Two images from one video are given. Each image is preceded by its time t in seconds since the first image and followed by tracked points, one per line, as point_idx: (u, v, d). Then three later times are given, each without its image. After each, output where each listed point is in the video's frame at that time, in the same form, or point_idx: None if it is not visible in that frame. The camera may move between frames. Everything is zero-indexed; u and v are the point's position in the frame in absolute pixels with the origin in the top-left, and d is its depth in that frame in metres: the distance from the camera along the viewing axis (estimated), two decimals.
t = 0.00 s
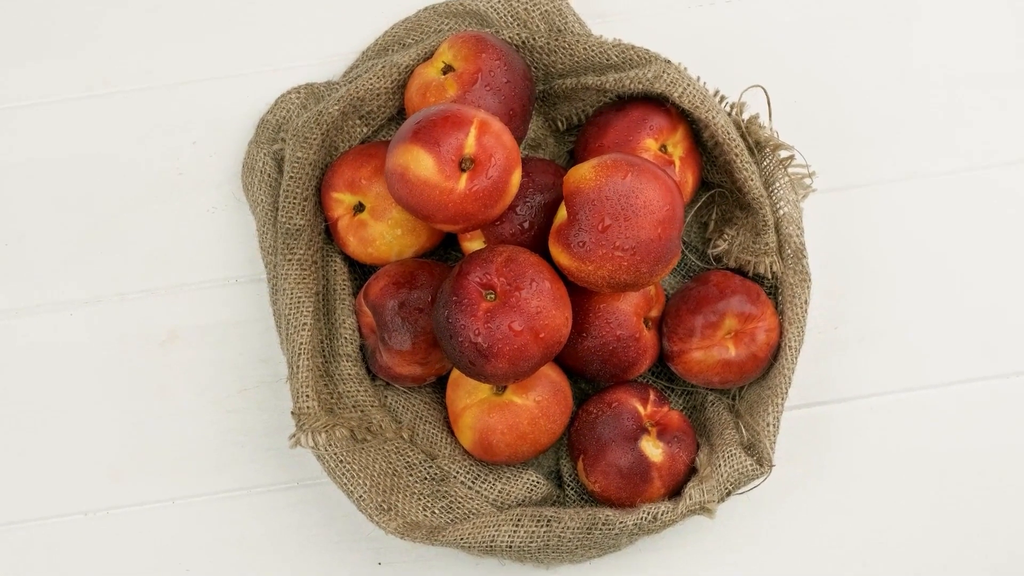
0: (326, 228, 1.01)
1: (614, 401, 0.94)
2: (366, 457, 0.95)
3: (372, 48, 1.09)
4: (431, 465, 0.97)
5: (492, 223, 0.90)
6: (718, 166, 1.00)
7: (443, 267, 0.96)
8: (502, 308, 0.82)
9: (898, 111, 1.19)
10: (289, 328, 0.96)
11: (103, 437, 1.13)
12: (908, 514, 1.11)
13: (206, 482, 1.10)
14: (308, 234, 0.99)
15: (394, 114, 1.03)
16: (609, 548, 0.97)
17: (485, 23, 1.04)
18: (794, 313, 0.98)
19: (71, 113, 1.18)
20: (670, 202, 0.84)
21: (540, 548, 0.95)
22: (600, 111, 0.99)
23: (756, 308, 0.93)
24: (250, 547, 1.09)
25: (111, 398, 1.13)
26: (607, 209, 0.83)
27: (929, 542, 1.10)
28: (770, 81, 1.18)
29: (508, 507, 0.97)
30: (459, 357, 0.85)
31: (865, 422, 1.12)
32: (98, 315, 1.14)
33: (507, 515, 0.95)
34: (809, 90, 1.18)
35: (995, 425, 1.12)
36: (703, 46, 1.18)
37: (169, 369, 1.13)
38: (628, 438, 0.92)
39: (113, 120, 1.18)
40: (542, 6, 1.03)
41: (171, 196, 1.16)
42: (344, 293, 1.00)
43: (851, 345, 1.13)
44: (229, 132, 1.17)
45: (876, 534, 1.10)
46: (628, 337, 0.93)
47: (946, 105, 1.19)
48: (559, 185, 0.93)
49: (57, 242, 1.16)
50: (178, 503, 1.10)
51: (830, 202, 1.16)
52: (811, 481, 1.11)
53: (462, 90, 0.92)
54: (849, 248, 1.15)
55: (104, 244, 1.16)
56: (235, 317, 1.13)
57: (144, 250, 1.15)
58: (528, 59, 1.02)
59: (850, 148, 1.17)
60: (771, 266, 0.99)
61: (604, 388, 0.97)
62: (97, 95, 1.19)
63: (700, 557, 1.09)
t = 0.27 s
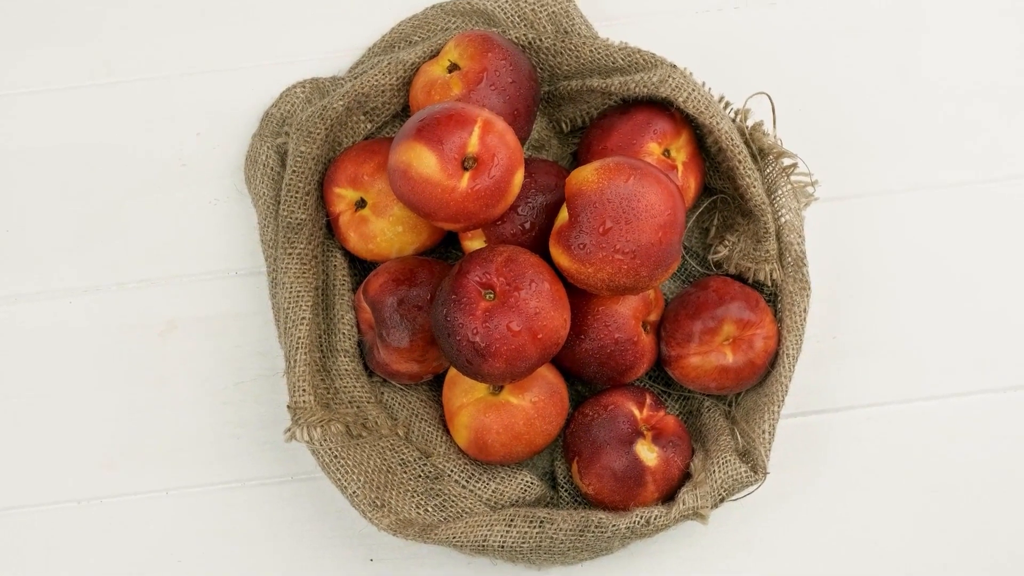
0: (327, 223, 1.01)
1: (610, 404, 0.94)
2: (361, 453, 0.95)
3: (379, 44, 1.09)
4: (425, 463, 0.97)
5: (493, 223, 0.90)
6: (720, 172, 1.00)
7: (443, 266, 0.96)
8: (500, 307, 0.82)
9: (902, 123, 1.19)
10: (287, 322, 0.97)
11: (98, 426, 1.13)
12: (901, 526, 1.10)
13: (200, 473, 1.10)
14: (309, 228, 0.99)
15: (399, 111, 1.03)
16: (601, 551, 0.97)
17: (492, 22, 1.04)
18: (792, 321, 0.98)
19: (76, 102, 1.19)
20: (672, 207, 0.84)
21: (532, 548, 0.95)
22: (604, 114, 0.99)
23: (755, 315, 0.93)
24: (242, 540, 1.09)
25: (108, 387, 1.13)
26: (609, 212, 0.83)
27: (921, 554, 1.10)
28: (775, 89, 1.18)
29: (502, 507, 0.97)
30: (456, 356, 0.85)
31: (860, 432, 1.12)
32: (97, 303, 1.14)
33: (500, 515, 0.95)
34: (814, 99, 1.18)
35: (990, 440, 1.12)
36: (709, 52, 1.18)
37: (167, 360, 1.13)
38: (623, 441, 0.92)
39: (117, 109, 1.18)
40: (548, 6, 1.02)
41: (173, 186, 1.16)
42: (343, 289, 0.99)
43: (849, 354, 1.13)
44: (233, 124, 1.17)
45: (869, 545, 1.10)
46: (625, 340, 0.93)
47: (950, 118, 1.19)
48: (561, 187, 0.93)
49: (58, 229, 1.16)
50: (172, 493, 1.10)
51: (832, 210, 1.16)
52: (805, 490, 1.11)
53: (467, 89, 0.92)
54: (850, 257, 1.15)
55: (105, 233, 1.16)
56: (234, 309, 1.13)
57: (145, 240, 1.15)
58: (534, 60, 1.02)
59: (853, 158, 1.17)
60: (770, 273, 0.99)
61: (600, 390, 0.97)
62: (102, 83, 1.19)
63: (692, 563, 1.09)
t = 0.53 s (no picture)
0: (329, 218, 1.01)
1: (606, 407, 0.94)
2: (355, 449, 0.95)
3: (385, 41, 1.09)
4: (420, 460, 0.97)
5: (494, 222, 0.90)
6: (723, 178, 1.00)
7: (443, 264, 0.96)
8: (499, 307, 0.82)
9: (906, 134, 1.19)
10: (286, 316, 0.97)
11: (94, 414, 1.13)
12: (895, 538, 1.10)
13: (195, 464, 1.10)
14: (311, 223, 0.98)
15: (403, 108, 1.03)
16: (593, 554, 0.97)
17: (499, 22, 1.04)
18: (791, 329, 0.98)
19: (81, 90, 1.19)
20: (674, 212, 0.84)
21: (524, 549, 0.95)
22: (609, 117, 0.99)
23: (753, 322, 0.93)
24: (235, 532, 1.09)
25: (105, 376, 1.13)
26: (610, 215, 0.83)
27: (914, 566, 1.10)
28: (780, 97, 1.18)
29: (495, 507, 0.97)
30: (453, 354, 0.85)
31: (856, 443, 1.12)
32: (97, 292, 1.14)
33: (493, 515, 0.95)
34: (819, 108, 1.18)
35: (985, 454, 1.12)
36: (715, 58, 1.18)
37: (165, 350, 1.13)
38: (618, 445, 0.92)
39: (123, 98, 1.18)
40: (556, 8, 1.02)
41: (175, 177, 1.16)
42: (343, 284, 0.99)
43: (847, 365, 1.13)
44: (238, 117, 1.17)
45: (861, 556, 1.10)
46: (623, 344, 0.93)
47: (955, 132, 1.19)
48: (564, 188, 0.93)
49: (60, 217, 1.16)
50: (166, 484, 1.10)
51: (834, 220, 1.16)
52: (799, 499, 1.11)
53: (472, 88, 0.92)
54: (850, 268, 1.15)
55: (107, 221, 1.16)
56: (233, 301, 1.13)
57: (147, 230, 1.15)
58: (540, 61, 1.02)
59: (856, 168, 1.17)
60: (770, 280, 0.99)
61: (597, 393, 0.97)
62: (108, 72, 1.19)
63: (684, 569, 1.09)
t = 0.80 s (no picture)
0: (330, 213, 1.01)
1: (602, 410, 0.94)
2: (350, 444, 0.95)
3: (392, 38, 1.09)
4: (414, 458, 0.97)
5: (496, 222, 0.90)
6: (726, 185, 1.00)
7: (443, 262, 0.96)
8: (498, 307, 0.82)
9: (910, 146, 1.19)
10: (284, 310, 0.97)
11: (91, 403, 1.13)
12: (888, 550, 1.10)
13: (190, 455, 1.11)
14: (312, 217, 0.99)
15: (408, 106, 1.03)
16: (585, 556, 0.97)
17: (506, 22, 1.03)
18: (789, 337, 0.98)
19: (86, 78, 1.19)
20: (675, 216, 0.84)
21: (515, 550, 0.95)
22: (613, 120, 0.99)
23: (752, 329, 0.93)
24: (228, 524, 1.09)
25: (102, 364, 1.13)
26: (611, 218, 0.83)
27: None
28: (785, 105, 1.18)
29: (488, 506, 0.97)
30: (451, 353, 0.85)
31: (852, 453, 1.12)
32: (97, 280, 1.15)
33: (486, 514, 0.95)
34: (824, 117, 1.18)
35: (980, 468, 1.12)
36: (722, 64, 1.18)
37: (163, 341, 1.13)
38: (613, 448, 0.92)
39: (128, 87, 1.18)
40: (564, 10, 1.02)
41: (179, 168, 1.16)
42: (343, 280, 1.00)
43: (844, 375, 1.13)
44: (243, 110, 1.17)
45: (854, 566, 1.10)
46: (621, 347, 0.93)
47: (959, 145, 1.19)
48: (566, 190, 0.93)
49: (62, 204, 1.16)
50: (161, 474, 1.10)
51: (835, 229, 1.16)
52: (793, 507, 1.10)
53: (477, 88, 0.92)
54: (850, 278, 1.15)
55: (109, 210, 1.16)
56: (233, 294, 1.13)
57: (148, 220, 1.15)
58: (546, 62, 1.02)
59: (859, 179, 1.17)
60: (770, 288, 0.99)
61: (593, 396, 0.97)
62: (113, 61, 1.19)
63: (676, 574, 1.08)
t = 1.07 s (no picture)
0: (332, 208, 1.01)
1: (598, 412, 0.94)
2: (345, 440, 0.95)
3: (398, 34, 1.09)
4: (409, 455, 0.97)
5: (497, 222, 0.90)
6: (728, 191, 1.00)
7: (443, 260, 0.96)
8: (496, 306, 0.82)
9: (913, 158, 1.19)
10: (283, 304, 0.97)
11: (87, 391, 1.13)
12: (879, 561, 1.10)
13: (185, 446, 1.11)
14: (314, 212, 0.99)
15: (413, 103, 1.03)
16: (576, 558, 0.97)
17: (513, 21, 1.04)
18: (787, 345, 0.98)
19: (92, 67, 1.19)
20: (676, 220, 0.84)
21: (507, 550, 0.95)
22: (617, 123, 0.99)
23: (750, 335, 0.93)
24: (221, 516, 1.09)
25: (100, 353, 1.13)
26: (612, 221, 0.83)
27: None
28: (790, 113, 1.18)
29: (481, 506, 0.97)
30: (448, 351, 0.85)
31: (847, 462, 1.12)
32: (97, 269, 1.15)
33: (479, 513, 0.95)
34: (828, 126, 1.18)
35: (974, 481, 1.12)
36: (727, 71, 1.18)
37: (161, 331, 1.13)
38: (608, 451, 0.92)
39: (133, 77, 1.18)
40: (571, 11, 1.02)
41: (182, 159, 1.16)
42: (343, 275, 1.00)
43: (841, 384, 1.13)
44: (247, 103, 1.17)
45: None
46: (619, 350, 0.93)
47: (962, 158, 1.19)
48: (568, 192, 0.93)
49: (64, 192, 1.16)
50: (155, 464, 1.10)
51: (836, 238, 1.16)
52: (786, 515, 1.10)
53: (482, 87, 0.92)
54: (850, 288, 1.15)
55: (111, 200, 1.16)
56: (233, 286, 1.13)
57: (150, 210, 1.15)
58: (552, 63, 1.02)
59: (860, 189, 1.17)
60: (769, 295, 0.99)
61: (590, 398, 0.97)
62: (119, 50, 1.19)
63: None
